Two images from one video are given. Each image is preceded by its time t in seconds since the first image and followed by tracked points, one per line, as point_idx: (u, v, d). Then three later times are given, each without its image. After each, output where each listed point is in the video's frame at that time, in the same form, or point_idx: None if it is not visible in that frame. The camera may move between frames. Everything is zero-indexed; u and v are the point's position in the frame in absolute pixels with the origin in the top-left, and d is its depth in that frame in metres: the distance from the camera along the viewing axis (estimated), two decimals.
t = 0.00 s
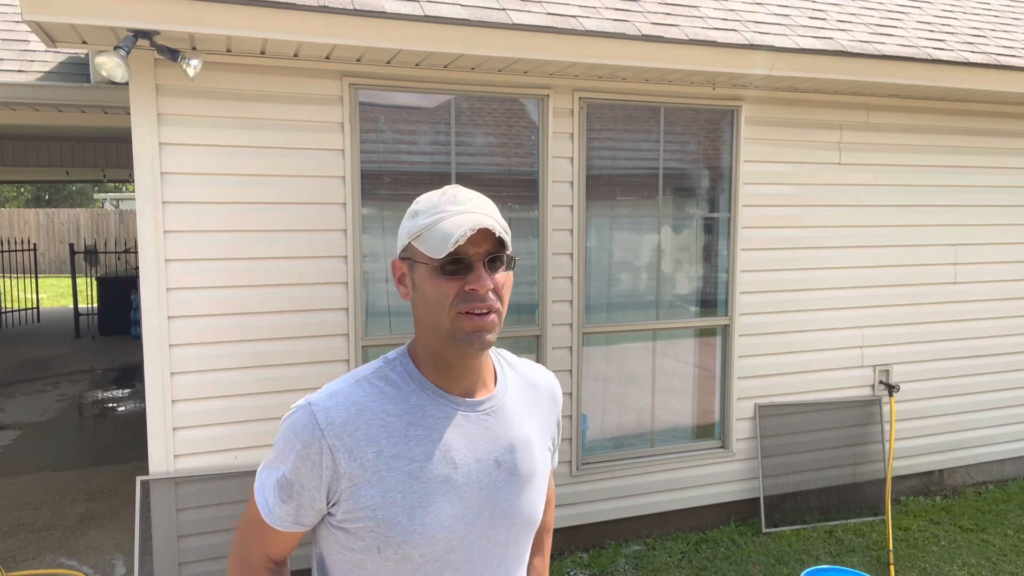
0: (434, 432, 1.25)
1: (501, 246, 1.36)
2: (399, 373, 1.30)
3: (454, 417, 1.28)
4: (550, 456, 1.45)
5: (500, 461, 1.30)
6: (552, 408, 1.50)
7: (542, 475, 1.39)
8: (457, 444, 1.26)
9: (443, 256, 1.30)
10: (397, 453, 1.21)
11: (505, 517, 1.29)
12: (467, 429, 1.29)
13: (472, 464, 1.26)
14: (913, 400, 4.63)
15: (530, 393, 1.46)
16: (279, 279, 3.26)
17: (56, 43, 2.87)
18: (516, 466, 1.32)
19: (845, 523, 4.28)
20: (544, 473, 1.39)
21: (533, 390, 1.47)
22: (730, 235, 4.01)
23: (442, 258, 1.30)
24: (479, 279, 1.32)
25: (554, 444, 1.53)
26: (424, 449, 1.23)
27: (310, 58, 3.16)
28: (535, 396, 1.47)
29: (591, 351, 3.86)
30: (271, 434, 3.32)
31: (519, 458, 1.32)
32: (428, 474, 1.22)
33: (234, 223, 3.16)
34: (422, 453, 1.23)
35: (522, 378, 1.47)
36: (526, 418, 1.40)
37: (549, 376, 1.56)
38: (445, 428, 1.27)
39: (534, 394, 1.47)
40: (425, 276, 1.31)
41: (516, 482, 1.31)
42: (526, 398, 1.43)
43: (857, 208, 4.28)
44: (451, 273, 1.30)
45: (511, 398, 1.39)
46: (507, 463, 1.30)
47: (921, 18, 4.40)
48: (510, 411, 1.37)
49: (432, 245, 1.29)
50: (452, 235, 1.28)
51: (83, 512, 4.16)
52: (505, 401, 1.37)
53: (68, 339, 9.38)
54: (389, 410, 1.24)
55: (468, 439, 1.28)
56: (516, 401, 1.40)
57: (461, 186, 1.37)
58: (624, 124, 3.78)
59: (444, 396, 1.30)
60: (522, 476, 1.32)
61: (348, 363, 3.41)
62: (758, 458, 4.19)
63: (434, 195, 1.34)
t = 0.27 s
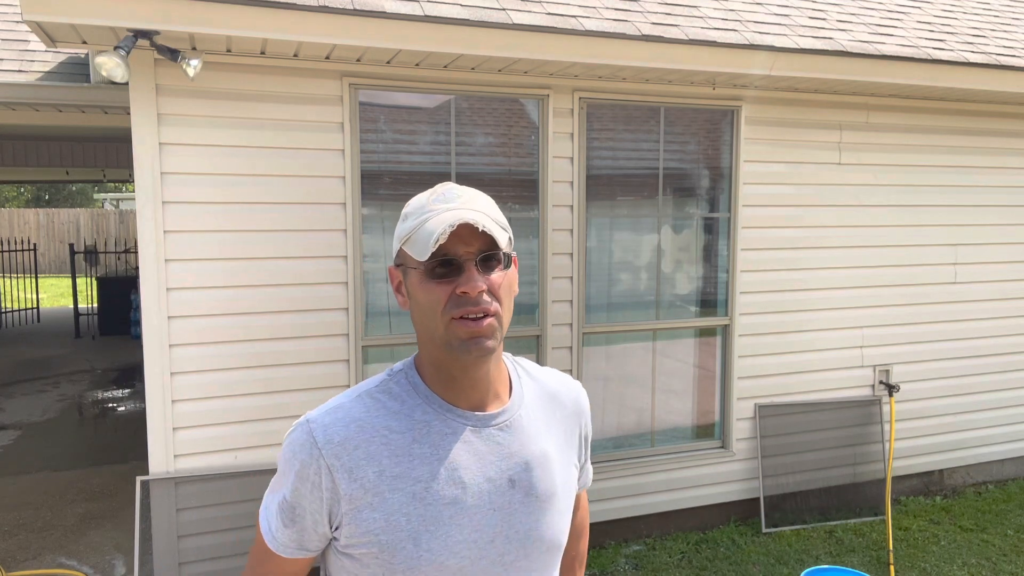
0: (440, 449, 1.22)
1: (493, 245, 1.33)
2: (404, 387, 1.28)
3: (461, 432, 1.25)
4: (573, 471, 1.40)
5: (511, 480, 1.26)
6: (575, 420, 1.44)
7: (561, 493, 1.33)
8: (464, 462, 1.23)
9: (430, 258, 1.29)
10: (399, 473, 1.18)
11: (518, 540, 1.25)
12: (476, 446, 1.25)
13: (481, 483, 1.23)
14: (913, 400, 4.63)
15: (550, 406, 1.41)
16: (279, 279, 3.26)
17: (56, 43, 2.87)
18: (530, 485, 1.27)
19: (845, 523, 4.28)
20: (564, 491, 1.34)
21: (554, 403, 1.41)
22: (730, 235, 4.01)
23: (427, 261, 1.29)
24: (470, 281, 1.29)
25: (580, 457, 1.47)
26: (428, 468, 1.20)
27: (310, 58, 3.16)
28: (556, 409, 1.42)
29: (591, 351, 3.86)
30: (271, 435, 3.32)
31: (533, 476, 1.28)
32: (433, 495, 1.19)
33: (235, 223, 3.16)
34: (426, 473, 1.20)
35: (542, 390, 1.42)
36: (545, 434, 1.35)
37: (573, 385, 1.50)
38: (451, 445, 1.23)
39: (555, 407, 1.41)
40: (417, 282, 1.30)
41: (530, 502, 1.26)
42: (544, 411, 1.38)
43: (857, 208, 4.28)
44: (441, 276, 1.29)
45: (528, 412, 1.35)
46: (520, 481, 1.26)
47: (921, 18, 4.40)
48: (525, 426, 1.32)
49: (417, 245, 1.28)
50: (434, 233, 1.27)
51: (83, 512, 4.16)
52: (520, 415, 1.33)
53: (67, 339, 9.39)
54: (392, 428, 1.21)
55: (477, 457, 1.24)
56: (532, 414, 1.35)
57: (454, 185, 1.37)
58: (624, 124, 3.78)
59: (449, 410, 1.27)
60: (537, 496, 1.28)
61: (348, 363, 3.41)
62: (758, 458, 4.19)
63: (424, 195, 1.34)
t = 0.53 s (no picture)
0: (437, 463, 1.21)
1: (486, 245, 1.30)
2: (399, 399, 1.26)
3: (460, 444, 1.24)
4: (582, 482, 1.37)
5: (513, 494, 1.24)
6: (584, 429, 1.42)
7: (569, 507, 1.30)
8: (463, 476, 1.21)
9: (420, 263, 1.27)
10: (395, 487, 1.17)
11: (522, 556, 1.23)
12: (476, 458, 1.24)
13: (481, 497, 1.21)
14: (913, 400, 4.63)
15: (557, 416, 1.38)
16: (279, 279, 3.26)
17: (56, 43, 2.87)
18: (533, 498, 1.25)
19: (845, 523, 4.28)
20: (572, 504, 1.31)
21: (561, 412, 1.39)
22: (730, 235, 4.01)
23: (416, 265, 1.27)
24: (462, 285, 1.27)
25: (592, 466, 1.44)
26: (426, 482, 1.18)
27: (310, 58, 3.16)
28: (563, 418, 1.39)
29: (591, 351, 3.86)
30: (271, 435, 3.32)
31: (535, 489, 1.26)
32: (431, 511, 1.17)
33: (235, 223, 3.17)
34: (423, 487, 1.18)
35: (548, 400, 1.40)
36: (550, 444, 1.33)
37: (582, 393, 1.48)
38: (450, 458, 1.22)
39: (563, 417, 1.39)
40: (407, 288, 1.28)
41: (533, 516, 1.24)
42: (549, 421, 1.36)
43: (857, 208, 4.28)
44: (432, 282, 1.27)
45: (532, 423, 1.33)
46: (525, 494, 1.24)
47: (921, 18, 4.40)
48: (530, 437, 1.31)
49: (405, 247, 1.27)
50: (421, 235, 1.26)
51: (82, 512, 4.16)
52: (524, 426, 1.31)
53: (67, 339, 9.38)
54: (387, 441, 1.20)
55: (477, 470, 1.23)
56: (535, 425, 1.33)
57: (445, 185, 1.35)
58: (624, 124, 3.78)
59: (447, 421, 1.26)
60: (540, 509, 1.25)
61: (348, 363, 3.41)
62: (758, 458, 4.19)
63: (413, 197, 1.33)
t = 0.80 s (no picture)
0: (417, 479, 1.17)
1: (467, 252, 1.26)
2: (382, 411, 1.23)
3: (442, 459, 1.19)
4: (577, 497, 1.30)
5: (497, 511, 1.19)
6: (582, 440, 1.35)
7: (560, 524, 1.24)
8: (444, 492, 1.17)
9: (398, 272, 1.24)
10: (373, 505, 1.14)
11: None
12: (459, 474, 1.19)
13: (463, 515, 1.16)
14: (913, 400, 4.63)
15: (549, 427, 1.32)
16: (279, 279, 3.26)
17: (56, 43, 2.87)
18: (519, 516, 1.20)
19: (845, 523, 4.28)
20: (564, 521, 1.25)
21: (555, 423, 1.33)
22: (730, 235, 4.01)
23: (393, 275, 1.24)
24: (443, 295, 1.23)
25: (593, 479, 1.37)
26: (404, 499, 1.15)
27: (310, 58, 3.16)
28: (557, 430, 1.33)
29: (591, 351, 3.86)
30: (271, 435, 3.32)
31: (522, 506, 1.20)
32: (409, 529, 1.14)
33: (234, 223, 3.16)
34: (402, 505, 1.14)
35: (541, 410, 1.34)
36: (541, 458, 1.27)
37: (581, 401, 1.40)
38: (430, 473, 1.18)
39: (556, 428, 1.33)
40: (387, 300, 1.25)
41: (519, 534, 1.19)
42: (540, 434, 1.30)
43: (857, 208, 4.28)
44: (412, 292, 1.23)
45: (521, 436, 1.27)
46: (510, 511, 1.19)
47: (921, 18, 4.40)
48: (518, 451, 1.25)
49: (382, 257, 1.24)
50: (397, 243, 1.22)
51: (82, 512, 4.16)
52: (512, 438, 1.26)
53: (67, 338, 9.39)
54: (365, 457, 1.16)
55: (460, 486, 1.18)
56: (525, 438, 1.27)
57: (426, 190, 1.32)
58: (624, 124, 3.78)
59: (430, 435, 1.21)
60: (527, 527, 1.20)
61: (348, 363, 3.41)
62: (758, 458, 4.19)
63: (391, 203, 1.30)
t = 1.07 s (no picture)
0: (392, 480, 1.15)
1: (429, 252, 1.21)
2: (365, 412, 1.22)
3: (417, 461, 1.17)
4: (569, 501, 1.23)
5: (470, 515, 1.14)
6: (576, 442, 1.26)
7: (543, 530, 1.18)
8: (417, 495, 1.14)
9: (363, 275, 1.22)
10: (347, 506, 1.13)
11: None
12: (433, 477, 1.16)
13: (434, 518, 1.13)
14: (913, 400, 4.63)
15: (536, 428, 1.25)
16: (278, 279, 3.25)
17: (56, 43, 2.87)
18: (494, 521, 1.15)
19: (845, 523, 4.28)
20: (547, 527, 1.18)
21: (543, 424, 1.25)
22: (730, 235, 4.02)
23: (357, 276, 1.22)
24: (406, 296, 1.19)
25: (595, 484, 1.28)
26: (377, 501, 1.14)
27: (310, 58, 3.16)
28: (546, 431, 1.25)
29: (591, 351, 3.86)
30: (270, 435, 3.32)
31: (497, 511, 1.15)
32: (382, 531, 1.13)
33: (234, 223, 3.16)
34: (375, 506, 1.13)
35: (529, 411, 1.27)
36: (522, 461, 1.21)
37: (579, 400, 1.32)
38: (405, 475, 1.15)
39: (545, 429, 1.25)
40: (355, 303, 1.23)
41: (494, 540, 1.14)
42: (525, 435, 1.23)
43: (857, 208, 4.28)
44: (378, 295, 1.20)
45: (502, 437, 1.22)
46: (484, 516, 1.15)
47: (921, 18, 4.40)
48: (498, 453, 1.20)
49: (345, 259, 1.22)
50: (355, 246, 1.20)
51: (82, 512, 4.16)
52: (491, 440, 1.21)
53: (68, 339, 9.39)
54: (342, 457, 1.16)
55: (433, 489, 1.15)
56: (506, 439, 1.22)
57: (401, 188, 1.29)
58: (624, 124, 3.78)
59: (405, 437, 1.19)
60: (503, 532, 1.15)
61: (348, 362, 3.41)
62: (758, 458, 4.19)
63: (363, 202, 1.28)
